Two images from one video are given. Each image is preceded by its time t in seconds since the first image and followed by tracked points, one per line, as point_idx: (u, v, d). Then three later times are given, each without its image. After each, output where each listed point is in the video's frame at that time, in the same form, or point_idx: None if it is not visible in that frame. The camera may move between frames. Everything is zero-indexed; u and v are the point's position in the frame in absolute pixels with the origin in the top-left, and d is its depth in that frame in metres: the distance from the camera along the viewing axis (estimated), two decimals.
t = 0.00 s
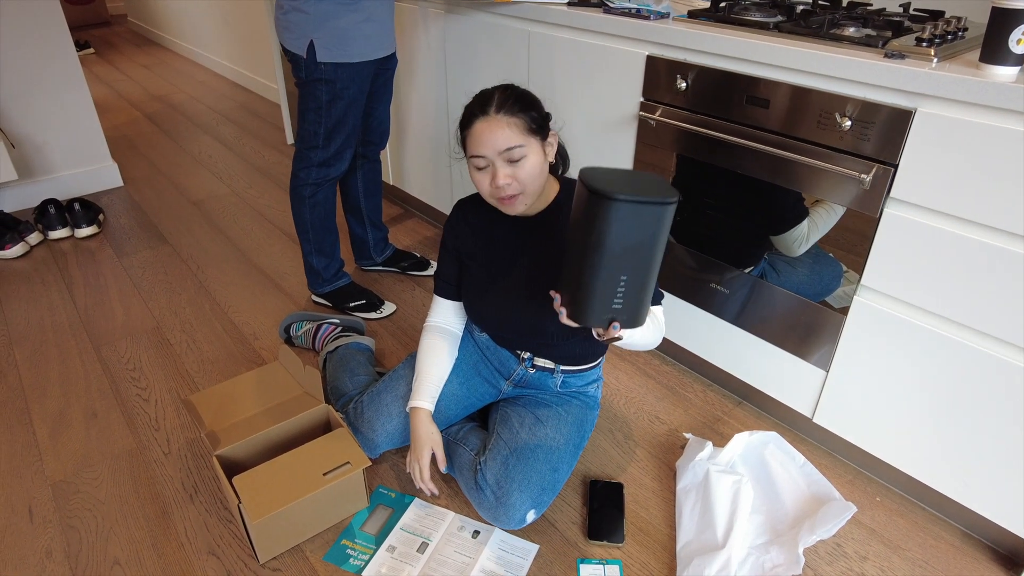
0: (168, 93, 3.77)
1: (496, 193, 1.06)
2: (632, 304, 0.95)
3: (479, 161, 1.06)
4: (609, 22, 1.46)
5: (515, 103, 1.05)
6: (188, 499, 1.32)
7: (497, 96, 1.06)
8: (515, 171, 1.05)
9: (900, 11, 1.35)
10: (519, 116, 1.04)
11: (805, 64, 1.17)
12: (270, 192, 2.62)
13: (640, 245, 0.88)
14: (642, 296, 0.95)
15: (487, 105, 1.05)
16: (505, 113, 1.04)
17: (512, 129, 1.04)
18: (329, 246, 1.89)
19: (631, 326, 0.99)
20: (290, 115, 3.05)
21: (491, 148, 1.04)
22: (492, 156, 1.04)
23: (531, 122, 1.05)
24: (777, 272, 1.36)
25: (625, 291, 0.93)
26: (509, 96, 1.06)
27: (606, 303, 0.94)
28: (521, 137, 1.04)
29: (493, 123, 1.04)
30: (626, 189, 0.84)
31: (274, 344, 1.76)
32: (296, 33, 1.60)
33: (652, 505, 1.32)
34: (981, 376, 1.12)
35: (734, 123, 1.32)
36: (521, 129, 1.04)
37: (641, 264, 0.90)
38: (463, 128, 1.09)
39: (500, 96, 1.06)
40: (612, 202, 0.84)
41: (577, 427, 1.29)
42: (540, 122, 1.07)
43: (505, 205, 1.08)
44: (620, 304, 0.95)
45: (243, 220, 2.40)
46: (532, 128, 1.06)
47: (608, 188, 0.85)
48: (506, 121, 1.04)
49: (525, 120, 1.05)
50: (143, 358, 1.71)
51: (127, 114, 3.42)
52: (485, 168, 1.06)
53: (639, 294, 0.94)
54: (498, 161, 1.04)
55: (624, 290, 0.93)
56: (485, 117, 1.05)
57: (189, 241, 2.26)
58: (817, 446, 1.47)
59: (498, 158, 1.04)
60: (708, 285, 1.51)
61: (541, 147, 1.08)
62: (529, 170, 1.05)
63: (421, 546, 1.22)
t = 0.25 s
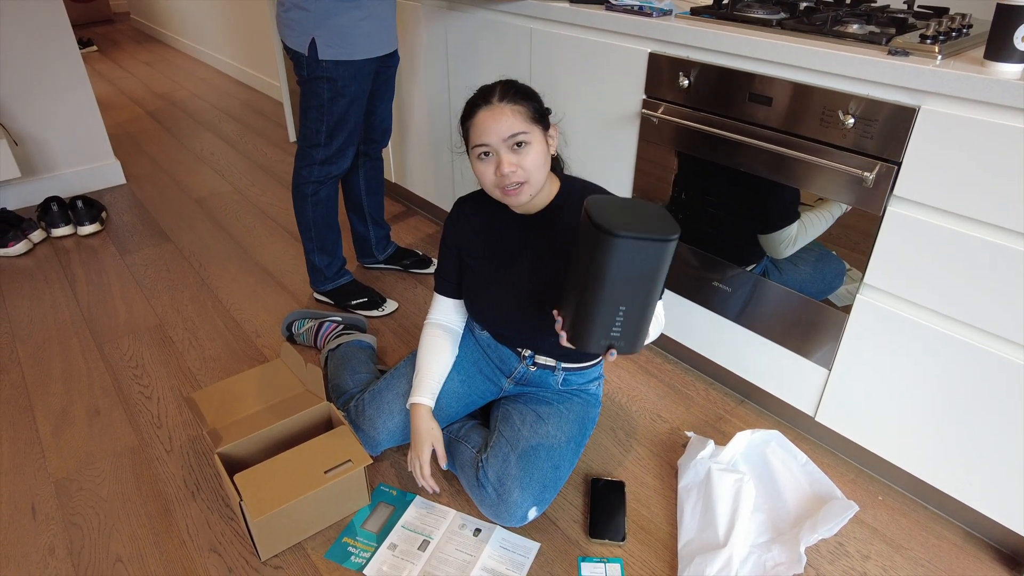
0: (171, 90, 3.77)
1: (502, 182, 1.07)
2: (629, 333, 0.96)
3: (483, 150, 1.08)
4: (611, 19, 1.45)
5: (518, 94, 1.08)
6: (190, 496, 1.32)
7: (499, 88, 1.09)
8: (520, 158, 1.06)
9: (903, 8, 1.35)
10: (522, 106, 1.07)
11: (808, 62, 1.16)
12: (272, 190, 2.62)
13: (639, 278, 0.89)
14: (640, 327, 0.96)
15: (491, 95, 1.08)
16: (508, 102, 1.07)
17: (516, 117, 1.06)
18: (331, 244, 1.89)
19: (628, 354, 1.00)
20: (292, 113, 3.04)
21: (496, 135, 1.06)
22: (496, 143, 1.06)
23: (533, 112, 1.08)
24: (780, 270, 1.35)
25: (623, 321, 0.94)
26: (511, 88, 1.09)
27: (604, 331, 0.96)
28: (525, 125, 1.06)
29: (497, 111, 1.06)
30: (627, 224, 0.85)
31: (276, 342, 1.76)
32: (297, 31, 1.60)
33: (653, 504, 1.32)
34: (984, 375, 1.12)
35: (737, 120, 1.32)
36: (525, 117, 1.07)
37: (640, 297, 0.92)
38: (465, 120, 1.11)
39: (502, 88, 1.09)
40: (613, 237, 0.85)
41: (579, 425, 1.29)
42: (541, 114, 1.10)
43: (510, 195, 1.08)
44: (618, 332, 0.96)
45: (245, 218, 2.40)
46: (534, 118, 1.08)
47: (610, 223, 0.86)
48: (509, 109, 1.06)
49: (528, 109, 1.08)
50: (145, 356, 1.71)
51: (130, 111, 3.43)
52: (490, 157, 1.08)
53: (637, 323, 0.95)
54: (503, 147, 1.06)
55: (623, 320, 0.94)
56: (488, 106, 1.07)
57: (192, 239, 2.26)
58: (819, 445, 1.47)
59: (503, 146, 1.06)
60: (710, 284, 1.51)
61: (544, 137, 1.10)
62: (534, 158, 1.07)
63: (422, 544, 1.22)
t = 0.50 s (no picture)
0: (173, 88, 3.77)
1: (501, 177, 1.06)
2: (633, 332, 0.97)
3: (484, 145, 1.08)
4: (612, 16, 1.45)
5: (518, 90, 1.08)
6: (192, 494, 1.33)
7: (499, 84, 1.09)
8: (521, 153, 1.06)
9: (906, 5, 1.34)
10: (523, 101, 1.07)
11: (810, 59, 1.16)
12: (274, 188, 2.62)
13: (645, 281, 0.90)
14: (645, 325, 0.97)
15: (491, 91, 1.08)
16: (509, 98, 1.07)
17: (517, 113, 1.06)
18: (332, 242, 1.89)
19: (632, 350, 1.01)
20: (294, 111, 3.05)
21: (496, 129, 1.06)
22: (497, 138, 1.06)
23: (533, 108, 1.08)
24: (782, 268, 1.35)
25: (628, 320, 0.95)
26: (511, 84, 1.09)
27: (608, 330, 0.97)
28: (525, 120, 1.07)
29: (498, 107, 1.06)
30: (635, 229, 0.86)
31: (278, 340, 1.76)
32: (298, 29, 1.60)
33: (654, 502, 1.32)
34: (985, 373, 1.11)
35: (739, 118, 1.31)
36: (525, 113, 1.07)
37: (645, 297, 0.93)
38: (465, 116, 1.11)
39: (502, 84, 1.09)
40: (621, 241, 0.85)
41: (580, 423, 1.29)
42: (540, 110, 1.10)
43: (511, 191, 1.08)
44: (622, 332, 0.97)
45: (247, 215, 2.40)
46: (534, 114, 1.08)
47: (617, 227, 0.86)
48: (510, 105, 1.06)
49: (528, 105, 1.08)
50: (147, 353, 1.71)
51: (132, 109, 3.43)
52: (490, 152, 1.07)
53: (642, 323, 0.97)
54: (503, 142, 1.06)
55: (627, 319, 0.95)
56: (489, 101, 1.07)
57: (193, 237, 2.26)
58: (821, 443, 1.47)
59: (504, 141, 1.06)
60: (712, 282, 1.50)
61: (543, 133, 1.10)
62: (534, 153, 1.07)
63: (424, 541, 1.22)
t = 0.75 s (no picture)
0: (174, 86, 3.77)
1: (501, 173, 1.06)
2: (639, 322, 0.97)
3: (483, 141, 1.07)
4: (614, 14, 1.45)
5: (518, 86, 1.08)
6: (194, 492, 1.33)
7: (499, 80, 1.09)
8: (521, 149, 1.06)
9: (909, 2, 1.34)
10: (523, 97, 1.07)
11: (812, 57, 1.16)
12: (275, 186, 2.62)
13: (648, 270, 0.89)
14: (652, 314, 0.96)
15: (491, 87, 1.08)
16: (509, 93, 1.07)
17: (517, 109, 1.06)
18: (334, 240, 1.89)
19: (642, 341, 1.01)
20: (295, 109, 3.05)
21: (496, 125, 1.06)
22: (497, 134, 1.06)
23: (533, 104, 1.08)
24: (783, 265, 1.35)
25: (633, 312, 0.95)
26: (511, 80, 1.09)
27: (614, 322, 0.96)
28: (525, 116, 1.07)
29: (498, 102, 1.06)
30: (633, 218, 0.85)
31: (280, 338, 1.76)
32: (300, 26, 1.60)
33: (655, 499, 1.32)
34: (987, 371, 1.11)
35: (740, 116, 1.31)
36: (525, 109, 1.07)
37: (649, 287, 0.92)
38: (465, 111, 1.10)
39: (502, 79, 1.09)
40: (619, 232, 0.85)
41: (581, 420, 1.29)
42: (540, 106, 1.10)
43: (510, 186, 1.08)
44: (628, 323, 0.97)
45: (248, 213, 2.40)
46: (534, 110, 1.08)
47: (615, 217, 0.86)
48: (510, 100, 1.06)
49: (528, 101, 1.08)
50: (149, 351, 1.71)
51: (133, 107, 3.43)
52: (490, 148, 1.07)
53: (647, 313, 0.96)
54: (503, 138, 1.06)
55: (632, 310, 0.95)
56: (489, 97, 1.07)
57: (195, 235, 2.26)
58: (822, 441, 1.47)
59: (504, 137, 1.06)
60: (713, 279, 1.50)
61: (543, 130, 1.10)
62: (534, 149, 1.07)
63: (425, 539, 1.22)
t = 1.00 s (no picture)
0: (175, 84, 3.77)
1: (504, 168, 1.06)
2: (625, 314, 0.96)
3: (487, 136, 1.07)
4: (615, 11, 1.45)
5: (522, 82, 1.08)
6: (196, 488, 1.33)
7: (503, 76, 1.09)
8: (524, 145, 1.06)
9: None
10: (526, 94, 1.07)
11: (814, 53, 1.16)
12: (276, 184, 2.62)
13: (627, 260, 0.89)
14: (636, 304, 0.96)
15: (496, 83, 1.08)
16: (513, 89, 1.07)
17: (520, 104, 1.06)
18: (335, 237, 1.90)
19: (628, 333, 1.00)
20: (296, 106, 3.05)
21: (499, 121, 1.06)
22: (501, 129, 1.06)
23: (536, 101, 1.09)
24: (784, 262, 1.35)
25: (617, 303, 0.95)
26: (515, 76, 1.09)
27: (599, 314, 0.96)
28: (528, 113, 1.07)
29: (502, 98, 1.06)
30: (609, 209, 0.86)
31: (281, 335, 1.77)
32: (301, 23, 1.60)
33: (656, 496, 1.32)
34: (989, 368, 1.11)
35: (742, 113, 1.31)
36: (528, 105, 1.07)
37: (631, 278, 0.92)
38: (469, 107, 1.10)
39: (506, 75, 1.09)
40: (596, 224, 0.85)
41: (582, 417, 1.29)
42: (543, 103, 1.10)
43: (512, 182, 1.08)
44: (615, 315, 0.96)
45: (249, 211, 2.40)
46: (538, 107, 1.09)
47: (590, 209, 0.86)
48: (514, 96, 1.06)
49: (531, 98, 1.08)
50: (150, 349, 1.72)
51: (134, 105, 3.43)
52: (493, 143, 1.07)
53: (632, 305, 0.96)
54: (506, 133, 1.06)
55: (617, 302, 0.94)
56: (493, 93, 1.07)
57: (196, 232, 2.27)
58: (823, 438, 1.47)
59: (507, 132, 1.06)
60: (715, 277, 1.50)
61: (546, 127, 1.10)
62: (537, 145, 1.07)
63: (427, 535, 1.22)
